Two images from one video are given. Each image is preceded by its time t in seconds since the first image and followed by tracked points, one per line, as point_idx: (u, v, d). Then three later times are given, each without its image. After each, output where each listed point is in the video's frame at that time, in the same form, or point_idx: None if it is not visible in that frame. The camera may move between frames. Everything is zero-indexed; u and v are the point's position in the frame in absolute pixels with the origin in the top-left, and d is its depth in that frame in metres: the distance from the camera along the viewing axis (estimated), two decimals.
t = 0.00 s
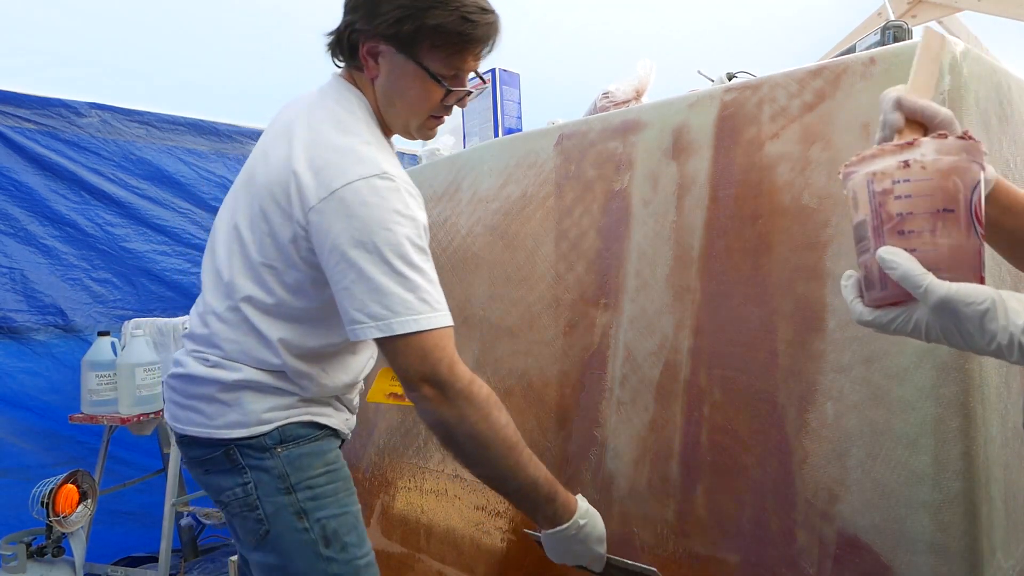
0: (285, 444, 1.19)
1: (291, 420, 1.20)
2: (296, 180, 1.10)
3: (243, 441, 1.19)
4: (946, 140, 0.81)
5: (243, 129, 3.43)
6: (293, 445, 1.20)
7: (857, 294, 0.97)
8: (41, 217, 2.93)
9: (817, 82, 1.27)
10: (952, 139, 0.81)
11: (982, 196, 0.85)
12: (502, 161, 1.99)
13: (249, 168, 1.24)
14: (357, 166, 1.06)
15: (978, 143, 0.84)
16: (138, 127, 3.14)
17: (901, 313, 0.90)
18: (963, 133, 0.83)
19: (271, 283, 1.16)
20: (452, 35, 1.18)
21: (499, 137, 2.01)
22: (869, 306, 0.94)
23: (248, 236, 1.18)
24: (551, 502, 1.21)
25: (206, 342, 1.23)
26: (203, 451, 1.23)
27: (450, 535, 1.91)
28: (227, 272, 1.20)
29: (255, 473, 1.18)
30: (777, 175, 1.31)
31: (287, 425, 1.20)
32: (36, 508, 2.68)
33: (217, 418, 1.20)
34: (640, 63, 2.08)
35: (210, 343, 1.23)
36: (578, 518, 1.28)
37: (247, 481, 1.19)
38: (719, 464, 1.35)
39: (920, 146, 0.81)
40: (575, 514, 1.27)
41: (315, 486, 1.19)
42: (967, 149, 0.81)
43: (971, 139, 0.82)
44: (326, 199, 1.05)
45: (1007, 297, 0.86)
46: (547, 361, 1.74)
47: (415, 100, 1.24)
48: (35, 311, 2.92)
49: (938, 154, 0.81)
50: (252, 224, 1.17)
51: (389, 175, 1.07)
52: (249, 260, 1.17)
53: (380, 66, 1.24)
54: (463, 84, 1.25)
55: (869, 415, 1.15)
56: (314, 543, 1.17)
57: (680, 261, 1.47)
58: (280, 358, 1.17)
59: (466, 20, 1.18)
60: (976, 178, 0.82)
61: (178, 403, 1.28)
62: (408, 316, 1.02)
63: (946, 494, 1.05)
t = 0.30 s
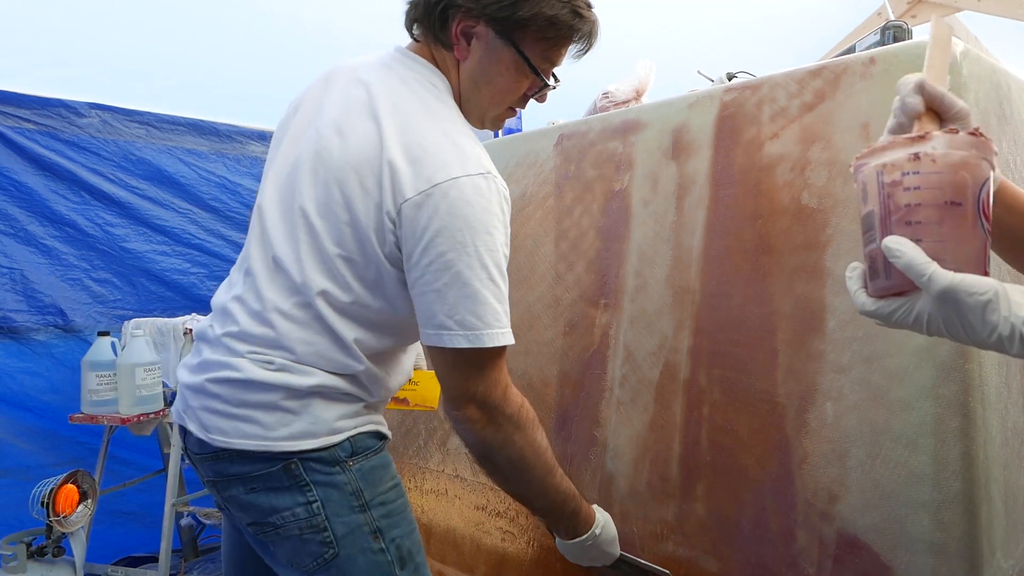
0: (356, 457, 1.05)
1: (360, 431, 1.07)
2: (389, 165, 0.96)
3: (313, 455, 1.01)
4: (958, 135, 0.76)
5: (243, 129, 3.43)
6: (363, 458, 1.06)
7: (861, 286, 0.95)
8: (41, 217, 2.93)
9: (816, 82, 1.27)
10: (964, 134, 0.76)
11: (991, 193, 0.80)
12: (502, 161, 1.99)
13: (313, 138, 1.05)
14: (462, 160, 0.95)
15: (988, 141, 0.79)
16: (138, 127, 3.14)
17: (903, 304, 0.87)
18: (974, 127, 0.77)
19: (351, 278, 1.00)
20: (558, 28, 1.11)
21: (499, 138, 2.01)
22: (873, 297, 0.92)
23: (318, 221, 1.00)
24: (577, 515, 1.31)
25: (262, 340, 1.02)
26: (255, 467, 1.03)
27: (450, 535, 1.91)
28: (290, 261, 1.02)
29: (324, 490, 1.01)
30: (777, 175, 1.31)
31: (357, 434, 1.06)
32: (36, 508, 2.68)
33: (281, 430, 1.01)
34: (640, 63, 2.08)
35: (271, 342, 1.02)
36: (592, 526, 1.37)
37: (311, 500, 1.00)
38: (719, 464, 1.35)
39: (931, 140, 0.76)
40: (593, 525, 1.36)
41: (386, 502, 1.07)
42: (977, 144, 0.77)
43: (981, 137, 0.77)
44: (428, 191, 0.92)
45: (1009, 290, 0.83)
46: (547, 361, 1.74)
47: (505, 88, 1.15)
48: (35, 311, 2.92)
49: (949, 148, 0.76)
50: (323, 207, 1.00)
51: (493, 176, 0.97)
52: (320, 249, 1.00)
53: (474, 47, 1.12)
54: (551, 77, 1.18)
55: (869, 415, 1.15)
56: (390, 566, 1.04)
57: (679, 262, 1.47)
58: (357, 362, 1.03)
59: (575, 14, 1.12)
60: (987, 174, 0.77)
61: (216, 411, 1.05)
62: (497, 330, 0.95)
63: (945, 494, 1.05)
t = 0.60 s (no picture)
0: (365, 455, 1.05)
1: (370, 428, 1.07)
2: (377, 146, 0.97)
3: (320, 450, 1.01)
4: (970, 128, 0.79)
5: (243, 130, 3.43)
6: (372, 456, 1.06)
7: (862, 278, 0.98)
8: (41, 217, 2.93)
9: (817, 82, 1.27)
10: (975, 128, 0.79)
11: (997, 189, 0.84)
12: (502, 161, 1.99)
13: (302, 126, 1.06)
14: (447, 139, 0.97)
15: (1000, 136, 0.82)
16: (139, 127, 3.14)
17: (904, 298, 0.90)
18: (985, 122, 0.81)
19: (349, 263, 1.01)
20: (540, 11, 1.12)
21: (499, 139, 2.02)
22: (873, 289, 0.94)
23: (310, 206, 1.01)
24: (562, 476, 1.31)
25: (264, 330, 1.02)
26: (263, 464, 1.02)
27: (450, 535, 1.92)
28: (284, 248, 1.03)
29: (333, 488, 1.01)
30: (777, 176, 1.31)
31: (366, 432, 1.06)
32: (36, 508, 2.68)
33: (291, 422, 1.00)
34: (640, 63, 2.08)
35: (274, 333, 1.02)
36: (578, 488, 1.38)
37: (321, 498, 1.00)
38: (720, 464, 1.35)
39: (942, 133, 0.80)
40: (576, 485, 1.37)
41: (393, 501, 1.07)
42: (988, 140, 0.80)
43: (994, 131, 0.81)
44: (416, 170, 0.94)
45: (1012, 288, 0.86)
46: (547, 362, 1.74)
47: (488, 72, 1.16)
48: (36, 311, 2.92)
49: (958, 141, 0.79)
50: (314, 192, 1.01)
51: (478, 156, 0.99)
52: (314, 235, 1.01)
53: (456, 33, 1.13)
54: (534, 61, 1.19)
55: (869, 415, 1.15)
56: (396, 564, 1.03)
57: (679, 263, 1.47)
58: (358, 348, 1.04)
59: None
60: (994, 171, 0.81)
61: (222, 408, 1.04)
62: (478, 307, 0.96)
63: (945, 495, 1.05)
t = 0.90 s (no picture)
0: (344, 441, 1.03)
1: (350, 413, 1.04)
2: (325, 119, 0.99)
3: (297, 433, 1.00)
4: (949, 126, 0.78)
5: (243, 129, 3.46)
6: (351, 443, 1.04)
7: (846, 278, 0.98)
8: (41, 217, 2.93)
9: (817, 81, 1.27)
10: (955, 126, 0.78)
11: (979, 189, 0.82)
12: (502, 161, 1.99)
13: (259, 119, 1.11)
14: (389, 100, 0.98)
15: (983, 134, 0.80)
16: (138, 127, 3.14)
17: (881, 299, 0.88)
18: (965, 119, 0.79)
19: (317, 237, 1.02)
20: None
21: (499, 138, 2.01)
22: (854, 289, 0.94)
23: (270, 187, 1.03)
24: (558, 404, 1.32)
25: (239, 312, 1.05)
26: (242, 448, 1.02)
27: (449, 534, 1.92)
28: (251, 231, 1.06)
29: (310, 474, 1.00)
30: (777, 175, 1.31)
31: (346, 417, 1.04)
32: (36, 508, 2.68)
33: (269, 402, 1.00)
34: (639, 62, 2.08)
35: (249, 314, 1.04)
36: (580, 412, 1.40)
37: (297, 485, 0.99)
38: (720, 463, 1.34)
39: (920, 131, 0.78)
40: (577, 406, 1.39)
41: (370, 490, 1.04)
42: (970, 137, 0.78)
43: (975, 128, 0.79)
44: (360, 135, 0.95)
45: (990, 286, 0.81)
46: (547, 361, 1.74)
47: (429, 46, 1.16)
48: (35, 311, 2.92)
49: (937, 140, 0.78)
50: (272, 172, 1.03)
51: (423, 114, 1.00)
52: (276, 212, 1.03)
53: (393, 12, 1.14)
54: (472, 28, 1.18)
55: (868, 414, 1.15)
56: (366, 554, 1.01)
57: (679, 261, 1.47)
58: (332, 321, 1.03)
59: None
60: (976, 169, 0.79)
61: (205, 392, 1.06)
62: (438, 254, 0.94)
63: (945, 494, 1.05)
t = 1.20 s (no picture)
0: (345, 436, 1.02)
1: (352, 407, 1.03)
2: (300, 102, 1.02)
3: (299, 427, 1.00)
4: (915, 107, 0.74)
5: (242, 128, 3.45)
6: (352, 438, 1.03)
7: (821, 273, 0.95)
8: (40, 216, 2.93)
9: (816, 80, 1.27)
10: (922, 107, 0.74)
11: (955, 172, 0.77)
12: (502, 160, 1.99)
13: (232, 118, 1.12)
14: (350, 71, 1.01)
15: (956, 112, 0.77)
16: (138, 127, 3.14)
17: (852, 293, 0.86)
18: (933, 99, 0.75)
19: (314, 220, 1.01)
20: None
21: (499, 137, 2.01)
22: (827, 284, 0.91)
23: (256, 176, 1.04)
24: (558, 327, 1.35)
25: (236, 306, 1.05)
26: (245, 443, 1.02)
27: (449, 533, 1.92)
28: (238, 223, 1.07)
29: (311, 468, 0.99)
30: (777, 174, 1.31)
31: (347, 412, 1.03)
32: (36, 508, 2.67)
33: (271, 397, 1.00)
34: (639, 61, 2.08)
35: (248, 306, 1.04)
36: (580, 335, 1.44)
37: (298, 479, 0.99)
38: (720, 462, 1.34)
39: (884, 114, 0.75)
40: (576, 328, 1.43)
41: (370, 486, 1.03)
42: (938, 118, 0.74)
43: (944, 107, 0.75)
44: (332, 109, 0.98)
45: (963, 277, 0.78)
46: (546, 361, 1.74)
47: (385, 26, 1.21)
48: (35, 311, 2.91)
49: (903, 123, 0.75)
50: (257, 161, 1.04)
51: (384, 80, 1.03)
52: (265, 198, 1.04)
53: None
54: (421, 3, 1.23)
55: (868, 414, 1.15)
56: (361, 550, 1.00)
57: (679, 261, 1.47)
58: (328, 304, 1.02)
59: None
60: (949, 151, 0.75)
61: (207, 388, 1.06)
62: (418, 207, 0.95)
63: (945, 493, 1.05)
